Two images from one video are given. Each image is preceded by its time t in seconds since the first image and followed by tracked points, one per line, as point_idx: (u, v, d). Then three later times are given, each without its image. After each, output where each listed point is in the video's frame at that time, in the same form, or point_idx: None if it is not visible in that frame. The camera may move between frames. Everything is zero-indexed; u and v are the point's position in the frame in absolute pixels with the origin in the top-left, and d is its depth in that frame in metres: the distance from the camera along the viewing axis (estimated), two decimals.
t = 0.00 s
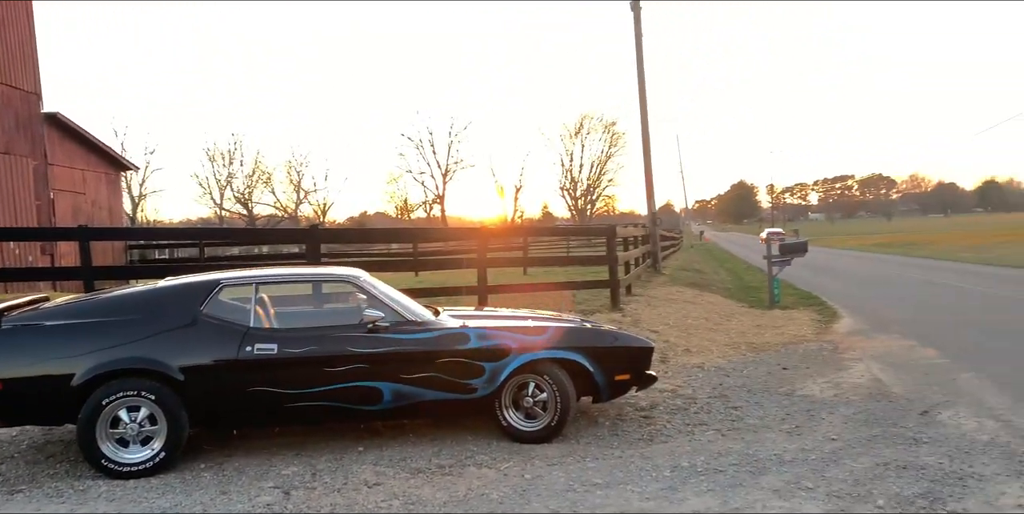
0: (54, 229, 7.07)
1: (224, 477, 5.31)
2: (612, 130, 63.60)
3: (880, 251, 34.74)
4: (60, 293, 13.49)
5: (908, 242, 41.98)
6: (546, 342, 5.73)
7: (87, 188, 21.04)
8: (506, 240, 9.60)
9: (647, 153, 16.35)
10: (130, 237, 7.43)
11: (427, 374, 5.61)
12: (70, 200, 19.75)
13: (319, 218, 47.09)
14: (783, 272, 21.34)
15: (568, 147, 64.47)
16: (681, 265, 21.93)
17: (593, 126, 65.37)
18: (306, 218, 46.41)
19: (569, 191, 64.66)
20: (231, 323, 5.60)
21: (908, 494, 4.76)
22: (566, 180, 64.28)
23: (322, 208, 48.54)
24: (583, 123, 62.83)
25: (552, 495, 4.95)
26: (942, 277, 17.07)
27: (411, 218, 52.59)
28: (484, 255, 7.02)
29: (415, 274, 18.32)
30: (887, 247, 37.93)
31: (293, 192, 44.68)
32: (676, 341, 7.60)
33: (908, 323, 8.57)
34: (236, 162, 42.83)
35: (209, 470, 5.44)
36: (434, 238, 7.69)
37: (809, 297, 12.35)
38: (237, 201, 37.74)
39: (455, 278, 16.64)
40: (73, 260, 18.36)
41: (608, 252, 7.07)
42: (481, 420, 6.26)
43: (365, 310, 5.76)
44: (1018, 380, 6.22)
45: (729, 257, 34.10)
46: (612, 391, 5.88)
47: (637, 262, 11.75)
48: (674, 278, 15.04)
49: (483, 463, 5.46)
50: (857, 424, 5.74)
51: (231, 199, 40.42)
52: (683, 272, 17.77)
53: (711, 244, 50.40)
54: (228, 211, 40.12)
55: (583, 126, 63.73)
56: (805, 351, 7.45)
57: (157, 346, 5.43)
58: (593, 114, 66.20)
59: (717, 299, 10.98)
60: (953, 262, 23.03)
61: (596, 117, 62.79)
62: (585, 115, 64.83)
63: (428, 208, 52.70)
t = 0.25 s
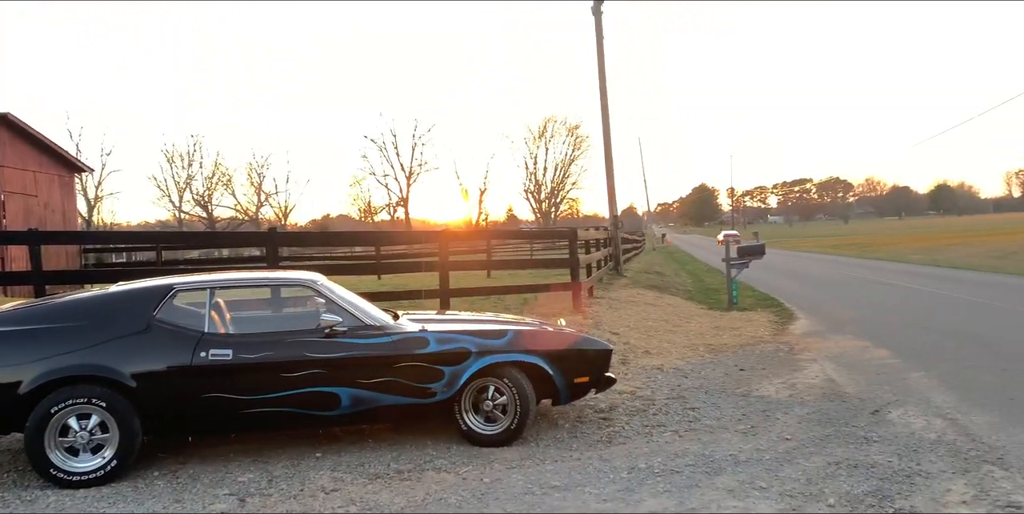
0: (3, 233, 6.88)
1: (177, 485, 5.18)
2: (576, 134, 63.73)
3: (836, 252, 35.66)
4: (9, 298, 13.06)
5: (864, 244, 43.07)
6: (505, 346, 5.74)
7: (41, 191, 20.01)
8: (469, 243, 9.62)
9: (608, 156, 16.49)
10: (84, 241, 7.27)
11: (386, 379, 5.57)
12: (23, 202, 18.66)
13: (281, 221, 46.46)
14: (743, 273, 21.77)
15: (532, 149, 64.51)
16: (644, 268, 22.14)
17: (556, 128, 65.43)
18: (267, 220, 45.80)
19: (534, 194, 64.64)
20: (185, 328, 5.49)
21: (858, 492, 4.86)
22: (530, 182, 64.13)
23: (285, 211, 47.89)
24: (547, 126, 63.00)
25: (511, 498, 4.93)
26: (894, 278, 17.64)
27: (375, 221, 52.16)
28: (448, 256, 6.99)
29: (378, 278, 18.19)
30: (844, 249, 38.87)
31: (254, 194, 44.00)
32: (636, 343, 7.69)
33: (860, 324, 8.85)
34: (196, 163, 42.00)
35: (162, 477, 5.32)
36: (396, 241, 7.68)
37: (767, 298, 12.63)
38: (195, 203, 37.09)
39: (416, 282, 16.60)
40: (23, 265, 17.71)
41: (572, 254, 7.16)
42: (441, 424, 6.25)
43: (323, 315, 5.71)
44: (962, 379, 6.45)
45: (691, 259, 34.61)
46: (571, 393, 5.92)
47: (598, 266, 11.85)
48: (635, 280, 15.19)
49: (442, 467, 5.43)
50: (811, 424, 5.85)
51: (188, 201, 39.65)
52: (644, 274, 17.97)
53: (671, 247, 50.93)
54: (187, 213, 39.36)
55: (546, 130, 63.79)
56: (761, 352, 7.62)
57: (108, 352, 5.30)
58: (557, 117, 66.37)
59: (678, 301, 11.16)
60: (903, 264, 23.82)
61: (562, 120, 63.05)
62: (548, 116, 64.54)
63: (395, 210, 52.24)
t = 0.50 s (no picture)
0: None
1: (136, 492, 5.03)
2: (547, 137, 63.79)
3: (800, 254, 36.37)
4: None
5: (829, 246, 43.94)
6: (470, 349, 5.72)
7: None
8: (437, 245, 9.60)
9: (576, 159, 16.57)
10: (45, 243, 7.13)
11: (351, 383, 5.52)
12: None
13: (249, 222, 45.93)
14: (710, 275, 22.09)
15: (503, 151, 64.55)
16: (612, 270, 22.30)
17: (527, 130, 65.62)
18: (235, 222, 45.32)
19: (505, 197, 64.73)
20: (144, 333, 5.37)
21: (816, 492, 4.91)
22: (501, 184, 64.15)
23: (252, 213, 47.34)
24: (518, 128, 63.15)
25: (475, 501, 4.89)
26: (857, 279, 18.06)
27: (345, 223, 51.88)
28: (415, 259, 6.98)
29: (345, 281, 18.09)
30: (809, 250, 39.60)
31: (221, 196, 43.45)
32: (603, 344, 7.75)
33: (821, 326, 9.04)
34: (161, 164, 41.31)
35: (121, 485, 5.16)
36: (364, 244, 7.65)
37: (732, 299, 12.86)
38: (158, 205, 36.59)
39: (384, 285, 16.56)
40: None
41: (538, 256, 7.15)
42: (407, 428, 6.21)
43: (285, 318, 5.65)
44: (918, 379, 6.60)
45: (659, 261, 35.01)
46: (537, 396, 5.93)
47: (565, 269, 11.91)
48: (603, 282, 15.29)
49: (406, 471, 5.38)
50: (773, 424, 5.92)
51: (152, 203, 39.09)
52: (612, 276, 18.12)
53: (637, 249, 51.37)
54: (152, 214, 38.80)
55: (518, 131, 63.87)
56: (726, 353, 7.74)
57: (65, 358, 5.17)
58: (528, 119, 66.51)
59: (645, 303, 11.28)
60: (864, 265, 24.41)
61: (534, 122, 63.27)
62: (520, 118, 64.61)
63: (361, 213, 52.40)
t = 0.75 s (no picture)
0: None
1: (102, 497, 4.90)
2: (523, 138, 64.06)
3: (771, 254, 36.95)
4: None
5: (801, 246, 44.63)
6: (442, 350, 5.71)
7: None
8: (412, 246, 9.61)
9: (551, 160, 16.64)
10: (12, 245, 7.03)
11: (321, 385, 5.48)
12: None
13: (222, 224, 45.58)
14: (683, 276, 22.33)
15: (479, 152, 64.52)
16: (587, 271, 22.46)
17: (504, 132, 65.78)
18: (207, 224, 44.96)
19: (481, 198, 64.83)
20: (110, 336, 5.27)
21: (783, 490, 4.94)
22: (477, 186, 64.26)
23: (226, 214, 46.96)
24: (495, 129, 63.29)
25: (445, 502, 4.85)
26: (827, 279, 18.39)
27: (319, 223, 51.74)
28: (388, 261, 6.98)
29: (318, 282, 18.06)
30: (782, 251, 40.19)
31: (193, 197, 43.04)
32: (576, 345, 7.81)
33: (790, 326, 9.19)
34: (133, 165, 40.78)
35: (85, 489, 5.06)
36: (337, 245, 7.64)
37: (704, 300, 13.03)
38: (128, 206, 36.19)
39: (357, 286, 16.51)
40: None
41: (512, 258, 7.16)
42: (379, 431, 6.18)
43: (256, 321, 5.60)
44: (883, 378, 6.73)
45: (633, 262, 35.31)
46: (509, 397, 5.93)
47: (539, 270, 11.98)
48: (577, 282, 15.40)
49: (377, 473, 5.34)
50: (742, 424, 5.97)
51: (123, 204, 38.62)
52: (587, 276, 18.22)
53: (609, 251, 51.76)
54: (123, 215, 38.31)
55: (494, 133, 63.94)
56: (697, 353, 7.84)
57: (28, 362, 5.04)
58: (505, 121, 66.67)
59: (619, 303, 11.39)
60: (832, 266, 24.92)
61: (511, 124, 63.52)
62: (497, 119, 64.65)
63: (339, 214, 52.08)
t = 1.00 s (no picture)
0: None
1: (70, 503, 4.84)
2: (502, 139, 63.99)
3: (744, 256, 37.36)
4: None
5: (777, 247, 45.13)
6: (416, 353, 5.70)
7: None
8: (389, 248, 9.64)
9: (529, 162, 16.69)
10: None
11: (293, 389, 5.46)
12: None
13: (198, 225, 45.21)
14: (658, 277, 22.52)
15: (458, 153, 64.46)
16: (564, 272, 22.58)
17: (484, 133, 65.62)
18: (183, 224, 44.57)
19: (459, 199, 64.77)
20: (79, 340, 5.20)
21: (753, 490, 4.93)
22: (456, 187, 64.16)
23: (202, 215, 46.56)
24: (473, 130, 63.27)
25: (417, 506, 4.82)
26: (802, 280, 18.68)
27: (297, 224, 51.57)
28: (365, 263, 6.98)
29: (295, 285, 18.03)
30: (758, 252, 40.59)
31: (168, 199, 42.60)
32: (552, 348, 7.91)
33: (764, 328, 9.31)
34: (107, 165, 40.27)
35: (53, 495, 4.99)
36: (314, 247, 7.63)
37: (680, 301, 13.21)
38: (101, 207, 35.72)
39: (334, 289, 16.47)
40: None
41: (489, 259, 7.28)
42: (354, 434, 6.17)
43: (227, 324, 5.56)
44: (853, 379, 6.83)
45: (611, 264, 35.54)
46: (483, 399, 5.94)
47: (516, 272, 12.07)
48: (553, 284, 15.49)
49: (350, 477, 5.32)
50: (715, 425, 6.01)
51: (97, 205, 38.09)
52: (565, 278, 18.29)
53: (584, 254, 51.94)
54: (97, 216, 37.84)
55: (472, 134, 63.89)
56: (672, 355, 7.94)
57: None
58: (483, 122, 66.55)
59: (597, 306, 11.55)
60: (805, 267, 25.35)
61: (488, 125, 63.49)
62: (477, 120, 64.59)
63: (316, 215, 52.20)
